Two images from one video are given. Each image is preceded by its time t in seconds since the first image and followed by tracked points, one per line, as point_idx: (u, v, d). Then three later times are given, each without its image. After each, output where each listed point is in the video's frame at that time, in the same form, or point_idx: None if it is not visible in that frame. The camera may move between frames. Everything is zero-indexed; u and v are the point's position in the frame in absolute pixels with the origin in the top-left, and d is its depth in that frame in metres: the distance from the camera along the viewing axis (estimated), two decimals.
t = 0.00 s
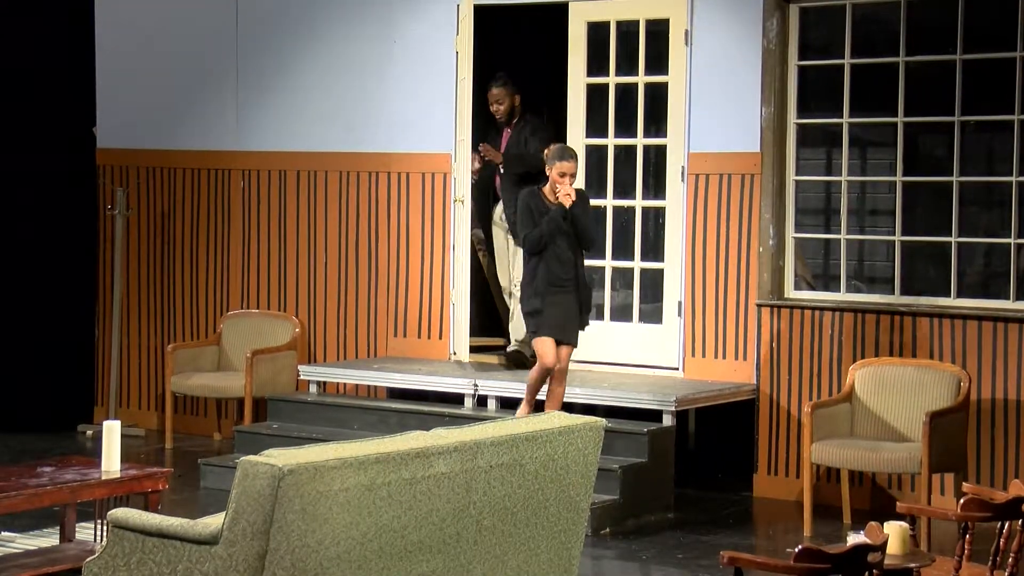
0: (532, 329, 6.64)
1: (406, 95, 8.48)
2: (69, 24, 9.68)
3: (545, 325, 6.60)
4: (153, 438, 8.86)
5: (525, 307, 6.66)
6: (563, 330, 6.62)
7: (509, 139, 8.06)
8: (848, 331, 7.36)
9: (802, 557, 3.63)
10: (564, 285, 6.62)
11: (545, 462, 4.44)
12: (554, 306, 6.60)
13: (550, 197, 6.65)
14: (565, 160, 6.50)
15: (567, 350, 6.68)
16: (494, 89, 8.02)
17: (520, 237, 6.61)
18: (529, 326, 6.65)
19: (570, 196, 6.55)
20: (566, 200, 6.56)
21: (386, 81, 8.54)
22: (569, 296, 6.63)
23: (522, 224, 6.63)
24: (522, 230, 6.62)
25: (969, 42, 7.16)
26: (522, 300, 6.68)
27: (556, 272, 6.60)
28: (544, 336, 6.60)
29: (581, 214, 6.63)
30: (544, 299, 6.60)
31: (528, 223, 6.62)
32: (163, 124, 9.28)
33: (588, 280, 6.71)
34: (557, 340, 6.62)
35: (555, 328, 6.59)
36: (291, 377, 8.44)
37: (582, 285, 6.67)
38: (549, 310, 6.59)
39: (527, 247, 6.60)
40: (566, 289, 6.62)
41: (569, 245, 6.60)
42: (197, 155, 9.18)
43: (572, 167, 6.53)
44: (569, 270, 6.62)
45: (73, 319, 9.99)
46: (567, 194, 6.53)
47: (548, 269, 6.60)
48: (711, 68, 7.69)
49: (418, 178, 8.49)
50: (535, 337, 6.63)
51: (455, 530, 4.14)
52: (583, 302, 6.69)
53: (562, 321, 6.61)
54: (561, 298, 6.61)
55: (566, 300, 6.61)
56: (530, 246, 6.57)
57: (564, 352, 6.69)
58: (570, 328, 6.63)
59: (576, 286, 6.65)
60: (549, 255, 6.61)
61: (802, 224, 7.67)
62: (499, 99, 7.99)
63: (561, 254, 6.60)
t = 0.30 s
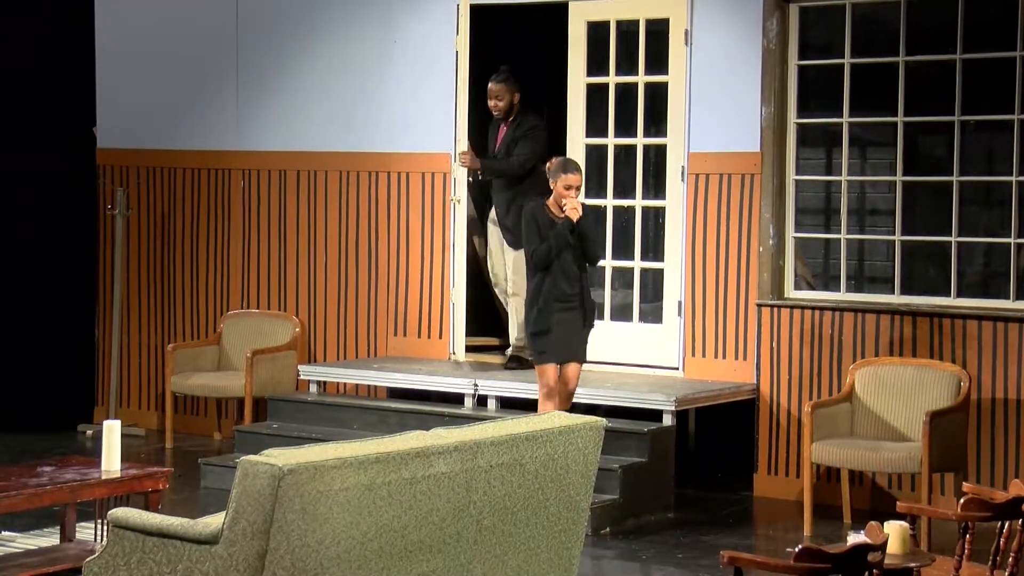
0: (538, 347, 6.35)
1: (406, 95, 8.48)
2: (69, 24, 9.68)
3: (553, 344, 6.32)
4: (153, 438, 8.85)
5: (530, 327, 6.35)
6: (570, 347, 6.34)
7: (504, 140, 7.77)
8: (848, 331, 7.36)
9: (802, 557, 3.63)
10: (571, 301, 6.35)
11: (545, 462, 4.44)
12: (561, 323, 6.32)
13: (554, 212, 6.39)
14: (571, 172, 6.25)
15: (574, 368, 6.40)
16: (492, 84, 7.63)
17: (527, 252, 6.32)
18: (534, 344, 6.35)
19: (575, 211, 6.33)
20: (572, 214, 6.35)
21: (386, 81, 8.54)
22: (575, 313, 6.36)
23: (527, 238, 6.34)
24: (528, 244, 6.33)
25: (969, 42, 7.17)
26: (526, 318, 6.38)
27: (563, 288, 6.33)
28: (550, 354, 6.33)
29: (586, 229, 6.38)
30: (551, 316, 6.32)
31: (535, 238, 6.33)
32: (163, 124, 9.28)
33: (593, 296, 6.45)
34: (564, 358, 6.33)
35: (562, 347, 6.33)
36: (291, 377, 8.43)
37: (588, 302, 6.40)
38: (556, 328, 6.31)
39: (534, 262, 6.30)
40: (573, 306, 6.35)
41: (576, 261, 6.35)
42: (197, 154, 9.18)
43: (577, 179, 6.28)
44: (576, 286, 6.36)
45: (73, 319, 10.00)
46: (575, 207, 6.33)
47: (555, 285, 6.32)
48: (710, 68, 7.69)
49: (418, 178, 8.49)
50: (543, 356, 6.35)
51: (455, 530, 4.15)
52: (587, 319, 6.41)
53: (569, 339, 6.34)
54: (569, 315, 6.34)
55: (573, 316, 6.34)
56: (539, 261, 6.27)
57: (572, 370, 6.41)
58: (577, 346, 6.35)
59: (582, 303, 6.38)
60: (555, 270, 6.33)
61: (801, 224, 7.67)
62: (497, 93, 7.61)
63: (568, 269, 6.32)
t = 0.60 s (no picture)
0: (541, 363, 6.32)
1: (406, 95, 8.47)
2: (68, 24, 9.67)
3: (555, 361, 6.28)
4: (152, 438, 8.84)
5: (534, 344, 6.34)
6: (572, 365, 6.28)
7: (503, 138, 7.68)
8: (849, 331, 7.35)
9: (802, 558, 3.61)
10: (572, 318, 6.27)
11: (545, 462, 4.43)
12: (563, 341, 6.27)
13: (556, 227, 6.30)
14: (573, 189, 6.21)
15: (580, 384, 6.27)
16: (494, 81, 7.60)
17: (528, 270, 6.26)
18: (538, 360, 6.33)
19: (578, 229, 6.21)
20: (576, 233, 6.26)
21: (386, 81, 8.53)
22: (578, 330, 6.28)
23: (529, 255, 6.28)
24: (528, 261, 6.26)
25: (969, 42, 7.16)
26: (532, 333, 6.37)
27: (564, 305, 6.25)
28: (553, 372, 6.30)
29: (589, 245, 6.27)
30: (553, 334, 6.28)
31: (535, 255, 6.26)
32: (163, 124, 9.27)
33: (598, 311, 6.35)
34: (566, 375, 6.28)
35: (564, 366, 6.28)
36: (290, 377, 8.42)
37: (592, 317, 6.31)
38: (558, 345, 6.27)
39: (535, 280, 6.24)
40: (575, 323, 6.27)
41: (577, 278, 6.23)
42: (197, 154, 9.17)
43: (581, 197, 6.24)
44: (577, 303, 6.27)
45: (72, 319, 10.00)
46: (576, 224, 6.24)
47: (556, 303, 6.24)
48: (710, 67, 7.67)
49: (417, 178, 8.48)
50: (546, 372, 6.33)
51: (455, 531, 4.14)
52: (593, 334, 6.32)
53: (572, 357, 6.28)
54: (570, 332, 6.27)
55: (574, 335, 6.27)
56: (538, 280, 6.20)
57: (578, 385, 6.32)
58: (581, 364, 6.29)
59: (586, 319, 6.30)
60: (556, 287, 6.25)
61: (801, 224, 7.67)
62: (498, 92, 7.58)
63: (569, 287, 6.23)
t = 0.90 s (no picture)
0: (553, 376, 6.12)
1: (405, 94, 8.37)
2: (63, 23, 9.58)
3: (569, 375, 6.09)
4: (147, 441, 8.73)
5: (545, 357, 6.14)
6: (586, 377, 6.10)
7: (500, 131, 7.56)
8: (852, 331, 7.26)
9: (806, 562, 3.51)
10: (586, 328, 6.11)
11: (546, 465, 4.32)
12: (577, 353, 6.09)
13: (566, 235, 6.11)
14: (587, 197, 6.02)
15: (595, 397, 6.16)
16: (488, 76, 7.43)
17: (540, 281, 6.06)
18: (549, 374, 6.13)
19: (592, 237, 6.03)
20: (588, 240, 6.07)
21: (384, 80, 8.43)
22: (591, 341, 6.12)
23: (540, 266, 6.08)
24: (540, 272, 6.07)
25: (975, 39, 7.07)
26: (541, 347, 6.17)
27: (578, 316, 6.08)
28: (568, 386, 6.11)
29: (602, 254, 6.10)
30: (566, 345, 6.10)
31: (547, 265, 6.07)
32: (158, 123, 9.17)
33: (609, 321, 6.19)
34: (580, 389, 6.09)
35: (580, 378, 6.09)
36: (287, 378, 8.32)
37: (604, 327, 6.15)
38: (572, 358, 6.09)
39: (547, 291, 6.04)
40: (590, 333, 6.11)
41: (590, 287, 6.07)
42: (193, 154, 9.06)
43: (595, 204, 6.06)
44: (591, 314, 6.10)
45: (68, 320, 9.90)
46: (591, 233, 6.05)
47: (570, 313, 6.07)
48: (712, 65, 7.58)
49: (416, 177, 8.38)
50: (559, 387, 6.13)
51: (453, 534, 4.04)
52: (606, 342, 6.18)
53: (586, 369, 6.10)
54: (585, 343, 6.11)
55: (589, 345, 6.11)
56: (552, 290, 6.01)
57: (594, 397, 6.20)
58: (595, 377, 6.11)
59: (599, 330, 6.14)
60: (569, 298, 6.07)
61: (804, 223, 7.55)
62: (494, 88, 7.41)
63: (583, 297, 6.06)
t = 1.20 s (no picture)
0: (594, 410, 5.89)
1: (402, 90, 8.20)
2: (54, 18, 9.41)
3: (610, 409, 5.87)
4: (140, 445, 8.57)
5: (586, 392, 5.88)
6: (627, 411, 5.89)
7: (495, 125, 7.40)
8: (859, 332, 7.10)
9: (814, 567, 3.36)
10: (626, 362, 5.91)
11: (545, 469, 4.27)
12: (619, 386, 5.88)
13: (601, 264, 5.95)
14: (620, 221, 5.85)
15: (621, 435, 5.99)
16: (479, 69, 7.26)
17: (579, 310, 5.83)
18: (588, 408, 5.89)
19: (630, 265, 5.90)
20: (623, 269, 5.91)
21: (381, 76, 8.28)
22: (630, 373, 5.91)
23: (577, 294, 5.86)
24: (577, 299, 5.85)
25: (984, 34, 6.91)
26: (578, 381, 5.90)
27: (618, 346, 5.88)
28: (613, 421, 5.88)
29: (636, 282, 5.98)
30: (607, 377, 5.87)
31: (584, 292, 5.86)
32: (150, 120, 9.01)
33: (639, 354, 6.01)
34: (622, 423, 5.87)
35: (626, 413, 5.88)
36: (282, 380, 8.15)
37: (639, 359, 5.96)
38: (615, 391, 5.86)
39: (589, 320, 5.83)
40: (629, 366, 5.92)
41: (627, 318, 5.92)
42: (186, 150, 8.90)
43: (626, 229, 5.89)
44: (628, 344, 5.91)
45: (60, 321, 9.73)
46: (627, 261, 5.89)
47: (611, 344, 5.87)
48: (717, 60, 7.41)
49: (412, 174, 8.22)
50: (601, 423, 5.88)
51: (452, 540, 3.98)
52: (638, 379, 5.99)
53: (627, 403, 5.89)
54: (626, 377, 5.90)
55: (630, 379, 5.91)
56: (592, 317, 5.81)
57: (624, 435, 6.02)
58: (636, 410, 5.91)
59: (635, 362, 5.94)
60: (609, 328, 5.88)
61: (810, 222, 7.37)
62: (486, 82, 7.25)
63: (622, 326, 5.88)
